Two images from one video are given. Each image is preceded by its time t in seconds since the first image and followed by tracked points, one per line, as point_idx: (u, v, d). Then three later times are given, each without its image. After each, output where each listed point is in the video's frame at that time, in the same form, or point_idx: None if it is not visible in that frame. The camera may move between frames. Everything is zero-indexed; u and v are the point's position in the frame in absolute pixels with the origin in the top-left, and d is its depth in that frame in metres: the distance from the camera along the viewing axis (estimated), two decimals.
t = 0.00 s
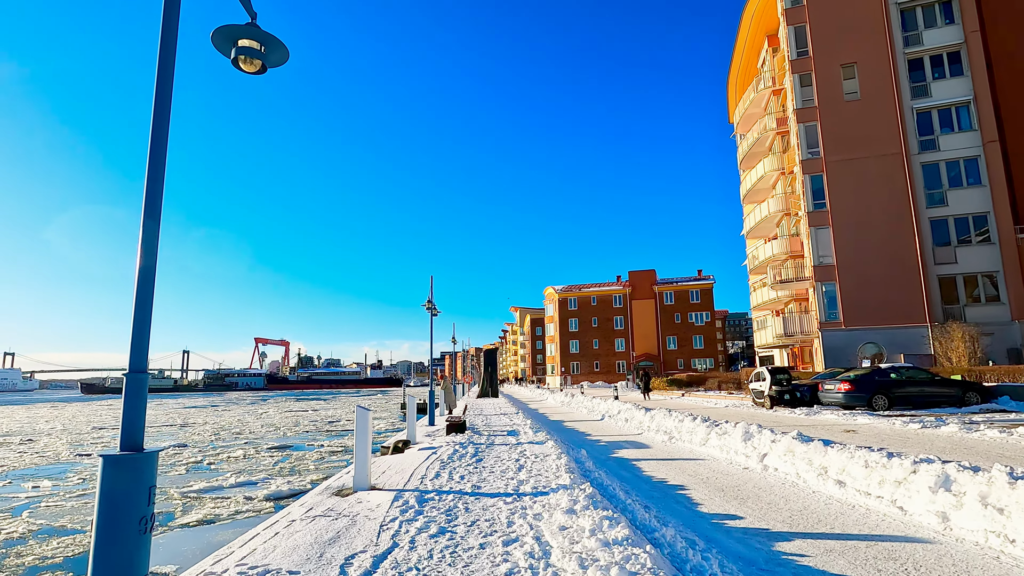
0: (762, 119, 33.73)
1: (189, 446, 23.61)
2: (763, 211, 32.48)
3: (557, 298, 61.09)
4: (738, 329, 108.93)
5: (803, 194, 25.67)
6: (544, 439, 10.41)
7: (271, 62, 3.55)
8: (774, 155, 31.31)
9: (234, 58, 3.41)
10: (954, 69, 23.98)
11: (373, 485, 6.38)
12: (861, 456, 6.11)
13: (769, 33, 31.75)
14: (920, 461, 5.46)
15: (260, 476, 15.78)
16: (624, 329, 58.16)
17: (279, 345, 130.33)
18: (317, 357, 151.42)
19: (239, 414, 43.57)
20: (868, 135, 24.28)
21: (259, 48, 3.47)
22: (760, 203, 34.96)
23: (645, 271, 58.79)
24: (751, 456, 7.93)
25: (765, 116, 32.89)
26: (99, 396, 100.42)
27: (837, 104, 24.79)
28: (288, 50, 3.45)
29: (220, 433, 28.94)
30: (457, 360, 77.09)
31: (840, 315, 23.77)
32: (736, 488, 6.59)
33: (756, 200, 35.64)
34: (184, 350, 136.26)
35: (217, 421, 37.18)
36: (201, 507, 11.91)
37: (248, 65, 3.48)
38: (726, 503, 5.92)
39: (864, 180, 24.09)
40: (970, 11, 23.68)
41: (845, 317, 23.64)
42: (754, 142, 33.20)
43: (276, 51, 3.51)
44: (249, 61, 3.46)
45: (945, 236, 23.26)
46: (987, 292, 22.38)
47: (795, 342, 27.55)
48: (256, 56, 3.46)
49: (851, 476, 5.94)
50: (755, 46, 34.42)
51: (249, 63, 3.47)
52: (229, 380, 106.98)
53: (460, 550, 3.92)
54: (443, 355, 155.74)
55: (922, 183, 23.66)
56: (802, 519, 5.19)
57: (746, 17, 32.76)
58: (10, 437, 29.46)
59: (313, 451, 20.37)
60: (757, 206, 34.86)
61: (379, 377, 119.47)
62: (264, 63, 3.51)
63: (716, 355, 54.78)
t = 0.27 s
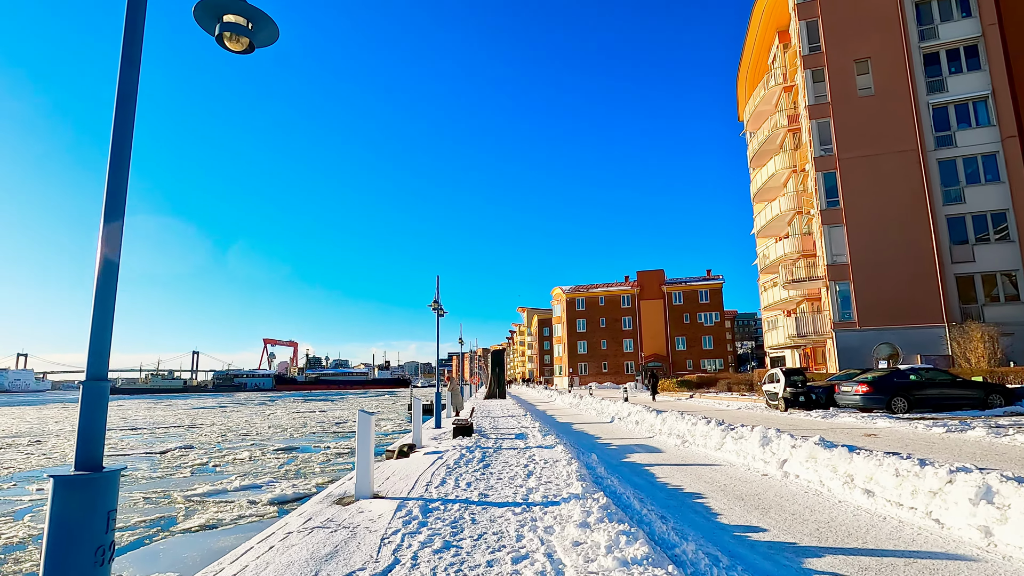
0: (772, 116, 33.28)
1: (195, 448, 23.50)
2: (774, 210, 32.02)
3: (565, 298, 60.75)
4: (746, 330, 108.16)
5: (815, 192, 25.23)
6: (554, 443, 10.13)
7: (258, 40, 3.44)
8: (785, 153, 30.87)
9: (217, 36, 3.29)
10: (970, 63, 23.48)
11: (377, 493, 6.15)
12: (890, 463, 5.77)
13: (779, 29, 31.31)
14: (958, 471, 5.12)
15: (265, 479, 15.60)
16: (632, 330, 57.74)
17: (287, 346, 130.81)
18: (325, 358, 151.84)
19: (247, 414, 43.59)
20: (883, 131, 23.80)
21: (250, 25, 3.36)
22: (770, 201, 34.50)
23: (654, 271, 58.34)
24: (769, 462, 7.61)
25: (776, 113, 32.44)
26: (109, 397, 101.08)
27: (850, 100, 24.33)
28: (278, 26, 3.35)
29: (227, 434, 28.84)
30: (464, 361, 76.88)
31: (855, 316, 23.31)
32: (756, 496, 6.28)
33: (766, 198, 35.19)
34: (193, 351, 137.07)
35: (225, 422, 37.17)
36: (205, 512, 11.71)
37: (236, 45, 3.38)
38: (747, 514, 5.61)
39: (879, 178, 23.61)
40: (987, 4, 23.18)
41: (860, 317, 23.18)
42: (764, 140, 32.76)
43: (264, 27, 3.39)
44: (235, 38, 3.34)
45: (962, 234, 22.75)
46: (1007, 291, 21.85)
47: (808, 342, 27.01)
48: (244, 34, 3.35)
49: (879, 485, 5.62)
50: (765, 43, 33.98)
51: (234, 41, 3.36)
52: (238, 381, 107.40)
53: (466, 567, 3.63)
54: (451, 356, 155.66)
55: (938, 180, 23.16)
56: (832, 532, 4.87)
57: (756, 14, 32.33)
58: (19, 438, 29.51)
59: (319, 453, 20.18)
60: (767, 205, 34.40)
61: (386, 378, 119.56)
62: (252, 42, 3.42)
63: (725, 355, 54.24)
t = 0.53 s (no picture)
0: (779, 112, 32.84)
1: (196, 447, 23.28)
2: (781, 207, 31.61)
3: (569, 297, 60.40)
4: (751, 329, 107.55)
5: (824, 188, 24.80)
6: (559, 444, 9.81)
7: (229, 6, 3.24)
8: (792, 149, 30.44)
9: None
10: (983, 56, 23.02)
11: (374, 497, 5.86)
12: (916, 467, 5.43)
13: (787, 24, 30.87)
14: (991, 476, 4.78)
15: (264, 479, 15.32)
16: (637, 329, 57.36)
17: (292, 345, 130.93)
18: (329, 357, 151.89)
19: (250, 414, 43.44)
20: (893, 125, 23.35)
21: None
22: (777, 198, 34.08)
23: (659, 270, 57.90)
24: (784, 465, 7.28)
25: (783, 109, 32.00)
26: (114, 396, 101.26)
27: (860, 94, 23.90)
28: None
29: (229, 434, 28.62)
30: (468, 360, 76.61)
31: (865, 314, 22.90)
32: (772, 501, 5.95)
33: (773, 195, 34.77)
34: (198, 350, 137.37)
35: (227, 421, 36.98)
36: (201, 513, 11.44)
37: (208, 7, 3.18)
38: (764, 521, 5.29)
39: (890, 173, 23.18)
40: None
41: (870, 316, 22.77)
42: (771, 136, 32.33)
43: None
44: None
45: (975, 230, 22.31)
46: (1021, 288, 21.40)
47: (816, 340, 26.49)
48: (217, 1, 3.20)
49: (904, 489, 5.29)
50: (772, 38, 33.54)
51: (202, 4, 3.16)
52: (242, 379, 107.42)
53: None
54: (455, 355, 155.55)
55: (950, 176, 22.71)
56: (857, 541, 4.54)
57: (763, 8, 31.88)
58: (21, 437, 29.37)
59: (321, 452, 19.92)
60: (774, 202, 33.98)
61: (390, 377, 119.44)
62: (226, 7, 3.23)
63: (731, 355, 53.80)
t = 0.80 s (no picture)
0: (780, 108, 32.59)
1: (191, 445, 22.97)
2: (782, 203, 31.37)
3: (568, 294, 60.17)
4: (750, 326, 107.33)
5: (827, 184, 24.55)
6: (560, 443, 9.55)
7: None
8: (793, 145, 30.20)
9: None
10: (988, 50, 22.77)
11: (368, 501, 5.60)
12: (937, 471, 5.18)
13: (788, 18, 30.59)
14: (1019, 480, 4.54)
15: (260, 478, 15.04)
16: (636, 325, 57.19)
17: (290, 342, 130.53)
18: (328, 354, 151.58)
19: (247, 411, 43.14)
20: (896, 120, 23.10)
21: None
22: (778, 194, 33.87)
23: (658, 266, 57.66)
24: (793, 466, 7.05)
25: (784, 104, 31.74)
26: (111, 393, 100.79)
27: (863, 88, 23.63)
28: None
29: (225, 431, 28.32)
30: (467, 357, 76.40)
31: (867, 311, 22.68)
32: (785, 505, 5.70)
33: (773, 191, 34.54)
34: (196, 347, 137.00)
35: (225, 419, 36.68)
36: (194, 514, 11.14)
37: None
38: (779, 527, 5.02)
39: (892, 168, 22.95)
40: None
41: (872, 313, 22.56)
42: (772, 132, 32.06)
43: None
44: None
45: (979, 226, 22.08)
46: None
47: (818, 337, 26.21)
48: None
49: (925, 492, 5.04)
50: (773, 33, 33.26)
51: None
52: (241, 376, 107.03)
53: None
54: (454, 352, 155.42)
55: (954, 171, 22.49)
56: (880, 550, 4.28)
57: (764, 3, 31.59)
58: (14, 435, 29.02)
59: (318, 451, 19.63)
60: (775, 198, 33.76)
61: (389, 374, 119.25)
62: None
63: (731, 351, 53.63)
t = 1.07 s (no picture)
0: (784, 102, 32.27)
1: (190, 443, 22.70)
2: (786, 198, 31.06)
3: (569, 290, 59.88)
4: (751, 323, 106.89)
5: (832, 178, 24.23)
6: (565, 440, 9.28)
7: None
8: (797, 139, 29.88)
9: None
10: (997, 41, 22.41)
11: (367, 501, 5.32)
12: (969, 469, 4.90)
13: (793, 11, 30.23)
14: None
15: (258, 476, 14.76)
16: (638, 322, 56.91)
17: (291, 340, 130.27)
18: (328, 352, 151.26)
19: (248, 408, 42.92)
20: (903, 112, 22.77)
21: None
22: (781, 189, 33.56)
23: (660, 263, 57.34)
24: (810, 464, 6.77)
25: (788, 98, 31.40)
26: (112, 391, 100.60)
27: (869, 81, 23.30)
28: None
29: (224, 429, 28.05)
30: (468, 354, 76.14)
31: (874, 306, 22.40)
32: (806, 505, 5.41)
33: (777, 186, 34.23)
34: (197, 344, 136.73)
35: (224, 416, 36.40)
36: (190, 513, 10.87)
37: None
38: (802, 528, 4.74)
39: (899, 161, 22.63)
40: None
41: (879, 308, 22.27)
42: (776, 126, 31.74)
43: None
44: None
45: (987, 220, 21.77)
46: None
47: (823, 332, 25.91)
48: None
49: (958, 492, 4.76)
50: (777, 26, 32.91)
51: None
52: (241, 373, 106.81)
53: None
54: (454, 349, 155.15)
55: (962, 164, 22.17)
56: (916, 554, 3.98)
57: None
58: (12, 432, 28.76)
59: (317, 448, 19.35)
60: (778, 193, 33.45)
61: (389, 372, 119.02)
62: None
63: (733, 348, 53.32)
